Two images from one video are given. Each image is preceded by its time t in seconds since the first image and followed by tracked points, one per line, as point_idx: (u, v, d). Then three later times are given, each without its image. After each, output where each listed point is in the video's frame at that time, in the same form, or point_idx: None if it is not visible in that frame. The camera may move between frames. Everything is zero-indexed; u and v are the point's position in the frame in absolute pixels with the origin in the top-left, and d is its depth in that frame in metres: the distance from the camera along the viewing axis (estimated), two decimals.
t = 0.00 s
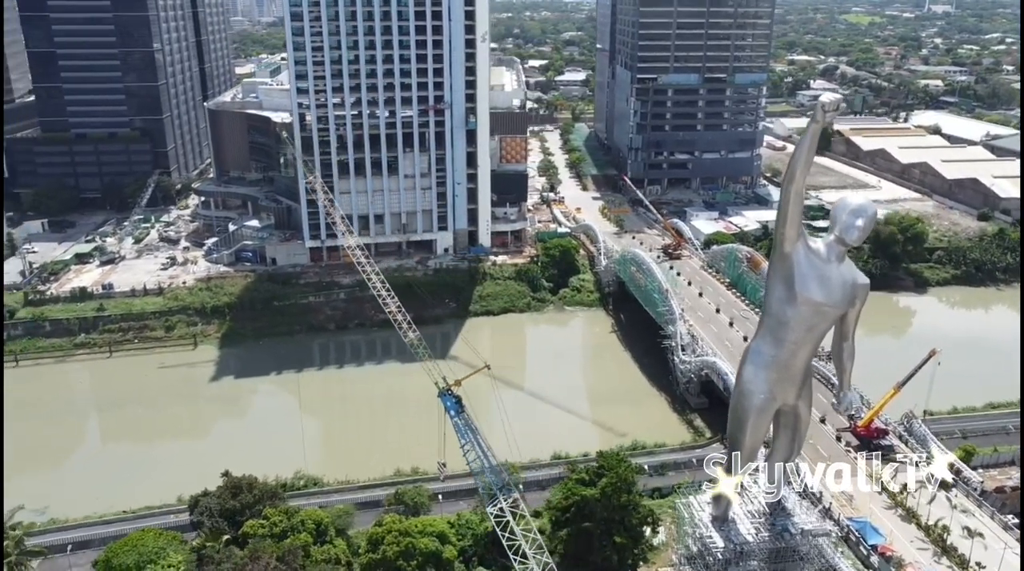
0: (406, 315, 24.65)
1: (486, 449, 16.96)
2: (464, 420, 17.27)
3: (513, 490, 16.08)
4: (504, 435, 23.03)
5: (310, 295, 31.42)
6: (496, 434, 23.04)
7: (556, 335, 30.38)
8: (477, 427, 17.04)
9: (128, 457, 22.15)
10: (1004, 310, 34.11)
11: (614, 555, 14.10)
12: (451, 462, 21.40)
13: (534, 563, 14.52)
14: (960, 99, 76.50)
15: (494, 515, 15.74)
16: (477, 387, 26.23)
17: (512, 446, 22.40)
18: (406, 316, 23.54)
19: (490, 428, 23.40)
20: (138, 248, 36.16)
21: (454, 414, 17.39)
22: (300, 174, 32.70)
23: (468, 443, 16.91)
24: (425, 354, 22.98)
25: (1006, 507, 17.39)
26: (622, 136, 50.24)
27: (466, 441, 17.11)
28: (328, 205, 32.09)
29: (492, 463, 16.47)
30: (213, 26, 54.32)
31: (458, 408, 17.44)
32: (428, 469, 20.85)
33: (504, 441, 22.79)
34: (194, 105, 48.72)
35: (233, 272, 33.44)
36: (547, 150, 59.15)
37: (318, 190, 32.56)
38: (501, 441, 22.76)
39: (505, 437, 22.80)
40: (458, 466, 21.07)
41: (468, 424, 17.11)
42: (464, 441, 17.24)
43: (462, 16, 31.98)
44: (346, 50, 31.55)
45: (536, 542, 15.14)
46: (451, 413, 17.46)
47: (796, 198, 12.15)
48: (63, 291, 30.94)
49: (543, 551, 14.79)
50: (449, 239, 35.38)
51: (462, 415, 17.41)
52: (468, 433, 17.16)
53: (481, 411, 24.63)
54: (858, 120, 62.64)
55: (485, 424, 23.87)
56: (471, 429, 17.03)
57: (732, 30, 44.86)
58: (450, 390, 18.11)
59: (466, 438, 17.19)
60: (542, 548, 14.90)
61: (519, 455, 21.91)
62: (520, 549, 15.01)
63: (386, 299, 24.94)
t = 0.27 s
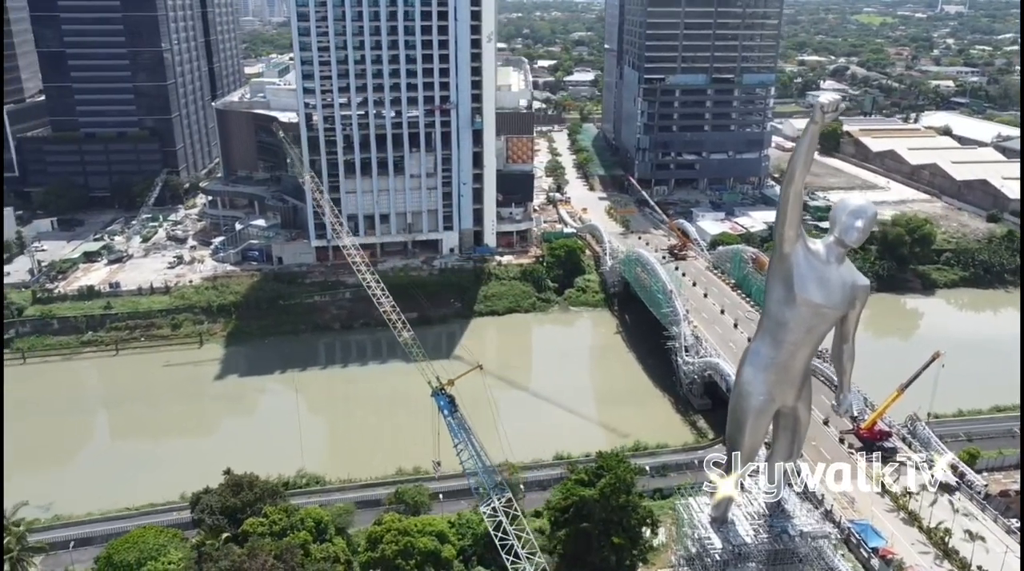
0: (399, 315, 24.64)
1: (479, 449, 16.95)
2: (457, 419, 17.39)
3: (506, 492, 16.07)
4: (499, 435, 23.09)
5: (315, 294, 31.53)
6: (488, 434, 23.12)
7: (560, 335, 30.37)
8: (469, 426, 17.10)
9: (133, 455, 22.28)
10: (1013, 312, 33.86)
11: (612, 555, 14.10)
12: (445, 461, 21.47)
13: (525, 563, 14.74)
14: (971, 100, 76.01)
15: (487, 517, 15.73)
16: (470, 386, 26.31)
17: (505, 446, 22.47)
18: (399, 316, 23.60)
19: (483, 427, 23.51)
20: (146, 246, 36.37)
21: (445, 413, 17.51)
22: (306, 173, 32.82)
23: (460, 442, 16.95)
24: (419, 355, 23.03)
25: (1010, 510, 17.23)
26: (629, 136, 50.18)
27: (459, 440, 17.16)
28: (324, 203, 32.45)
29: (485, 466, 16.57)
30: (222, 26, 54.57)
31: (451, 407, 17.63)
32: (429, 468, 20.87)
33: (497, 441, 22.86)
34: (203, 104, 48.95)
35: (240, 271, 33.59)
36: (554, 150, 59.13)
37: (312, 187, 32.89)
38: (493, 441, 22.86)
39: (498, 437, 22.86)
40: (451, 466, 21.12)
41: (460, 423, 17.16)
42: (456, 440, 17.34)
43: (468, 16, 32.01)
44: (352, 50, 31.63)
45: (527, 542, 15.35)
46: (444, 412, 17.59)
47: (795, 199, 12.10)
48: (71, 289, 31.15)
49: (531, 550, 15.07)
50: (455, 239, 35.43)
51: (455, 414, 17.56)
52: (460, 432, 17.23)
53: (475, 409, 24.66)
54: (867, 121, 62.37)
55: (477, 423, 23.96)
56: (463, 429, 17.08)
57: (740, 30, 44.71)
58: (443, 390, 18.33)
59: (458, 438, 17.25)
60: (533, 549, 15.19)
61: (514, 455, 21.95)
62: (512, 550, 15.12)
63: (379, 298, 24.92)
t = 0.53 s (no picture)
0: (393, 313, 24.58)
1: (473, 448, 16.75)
2: (450, 418, 16.90)
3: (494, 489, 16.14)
4: (493, 434, 23.14)
5: (320, 293, 31.66)
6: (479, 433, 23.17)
7: (564, 335, 30.35)
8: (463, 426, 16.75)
9: (137, 452, 22.40)
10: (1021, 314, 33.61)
11: (610, 556, 14.09)
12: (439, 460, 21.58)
13: (516, 561, 14.98)
14: (982, 101, 75.48)
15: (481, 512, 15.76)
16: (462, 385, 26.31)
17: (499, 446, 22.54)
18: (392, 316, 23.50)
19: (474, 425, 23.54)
20: (153, 245, 36.59)
21: (439, 413, 17.08)
22: (312, 173, 32.93)
23: (454, 442, 16.80)
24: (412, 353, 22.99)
25: (1012, 514, 17.14)
26: (636, 136, 50.13)
27: (453, 439, 16.89)
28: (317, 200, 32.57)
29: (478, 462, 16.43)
30: (231, 25, 54.79)
31: (445, 406, 17.11)
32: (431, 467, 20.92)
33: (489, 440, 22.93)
34: (212, 104, 49.17)
35: (245, 269, 33.73)
36: (561, 150, 59.13)
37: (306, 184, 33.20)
38: (486, 439, 22.95)
39: (491, 436, 22.91)
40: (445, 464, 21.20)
41: (454, 423, 16.79)
42: (450, 439, 17.04)
43: (474, 17, 32.06)
44: (358, 49, 31.73)
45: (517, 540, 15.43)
46: (437, 411, 17.16)
47: (793, 200, 12.07)
48: (78, 287, 31.37)
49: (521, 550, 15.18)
50: (460, 239, 35.47)
51: (449, 413, 17.07)
52: (454, 432, 16.92)
53: (465, 407, 24.67)
54: (877, 122, 62.07)
55: (469, 422, 24.04)
56: (457, 428, 16.75)
57: (747, 31, 44.57)
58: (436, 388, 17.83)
59: (452, 437, 16.97)
60: (524, 548, 15.29)
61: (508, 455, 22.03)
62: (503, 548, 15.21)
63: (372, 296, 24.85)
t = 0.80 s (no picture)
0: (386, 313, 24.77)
1: (463, 449, 17.24)
2: (440, 417, 17.56)
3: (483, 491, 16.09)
4: (483, 435, 23.24)
5: (325, 292, 31.77)
6: (472, 434, 23.24)
7: (568, 335, 30.37)
8: (452, 426, 17.34)
9: (140, 450, 22.55)
10: None
11: (606, 556, 14.06)
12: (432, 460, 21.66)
13: (506, 560, 14.95)
14: (993, 102, 74.81)
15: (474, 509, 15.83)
16: (451, 384, 26.53)
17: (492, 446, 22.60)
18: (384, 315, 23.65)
19: (465, 424, 23.62)
20: (160, 243, 36.80)
21: (430, 412, 17.70)
22: (317, 172, 33.04)
23: (445, 440, 17.27)
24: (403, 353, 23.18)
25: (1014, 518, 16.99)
26: (643, 137, 50.06)
27: (443, 439, 17.40)
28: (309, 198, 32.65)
29: (468, 463, 16.80)
30: (240, 25, 55.00)
31: (435, 405, 17.78)
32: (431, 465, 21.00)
33: (479, 440, 23.10)
34: (220, 103, 49.38)
35: (251, 268, 33.87)
36: (568, 150, 59.10)
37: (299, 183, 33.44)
38: (477, 439, 23.08)
39: (483, 438, 22.97)
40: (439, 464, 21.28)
41: (445, 422, 17.39)
42: (440, 438, 17.56)
43: (479, 16, 32.09)
44: (363, 49, 31.81)
45: (507, 539, 15.38)
46: (428, 409, 17.79)
47: (791, 199, 12.05)
48: (85, 285, 31.59)
49: (513, 550, 15.13)
50: (465, 238, 35.51)
51: (439, 412, 17.73)
52: (444, 432, 17.50)
53: (453, 407, 24.82)
54: (886, 123, 61.73)
55: (465, 422, 24.15)
56: (448, 427, 17.33)
57: (755, 31, 44.40)
58: (427, 389, 18.50)
59: (442, 436, 17.53)
60: (514, 546, 15.28)
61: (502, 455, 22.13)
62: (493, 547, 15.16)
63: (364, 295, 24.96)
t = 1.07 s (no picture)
0: (377, 313, 24.77)
1: (452, 448, 17.15)
2: (430, 416, 17.53)
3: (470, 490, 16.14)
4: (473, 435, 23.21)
5: (326, 292, 31.84)
6: (463, 433, 23.23)
7: (568, 335, 30.39)
8: (442, 425, 17.22)
9: (139, 448, 22.63)
10: None
11: (600, 555, 14.05)
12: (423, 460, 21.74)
13: (495, 559, 15.06)
14: (999, 102, 74.48)
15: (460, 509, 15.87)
16: (440, 383, 26.53)
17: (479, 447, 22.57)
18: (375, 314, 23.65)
19: (456, 424, 23.61)
20: (162, 242, 36.93)
21: (420, 410, 17.64)
22: (319, 171, 33.10)
23: (433, 440, 17.23)
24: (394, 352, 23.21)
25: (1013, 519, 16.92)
26: (646, 137, 50.01)
27: (432, 437, 17.32)
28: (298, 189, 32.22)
29: (457, 462, 16.74)
30: (244, 25, 55.16)
31: (424, 403, 17.72)
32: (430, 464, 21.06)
33: (468, 440, 23.08)
34: (224, 103, 49.52)
35: (253, 267, 33.98)
36: (572, 150, 59.08)
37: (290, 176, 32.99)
38: (467, 438, 23.07)
39: (471, 438, 22.91)
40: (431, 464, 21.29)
41: (434, 420, 17.32)
42: (430, 437, 17.48)
43: (481, 16, 32.11)
44: (365, 49, 31.84)
45: (497, 538, 15.44)
46: (418, 408, 17.72)
47: (785, 200, 12.01)
48: (87, 284, 31.70)
49: (503, 549, 15.21)
50: (467, 238, 35.54)
51: (429, 411, 17.69)
52: (435, 431, 17.37)
53: (443, 406, 24.77)
54: (891, 123, 61.56)
55: (465, 421, 24.20)
56: (437, 426, 17.25)
57: (759, 31, 44.31)
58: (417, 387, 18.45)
59: (431, 435, 17.43)
60: (504, 545, 15.37)
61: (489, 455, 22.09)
62: (480, 546, 15.22)
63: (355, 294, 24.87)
